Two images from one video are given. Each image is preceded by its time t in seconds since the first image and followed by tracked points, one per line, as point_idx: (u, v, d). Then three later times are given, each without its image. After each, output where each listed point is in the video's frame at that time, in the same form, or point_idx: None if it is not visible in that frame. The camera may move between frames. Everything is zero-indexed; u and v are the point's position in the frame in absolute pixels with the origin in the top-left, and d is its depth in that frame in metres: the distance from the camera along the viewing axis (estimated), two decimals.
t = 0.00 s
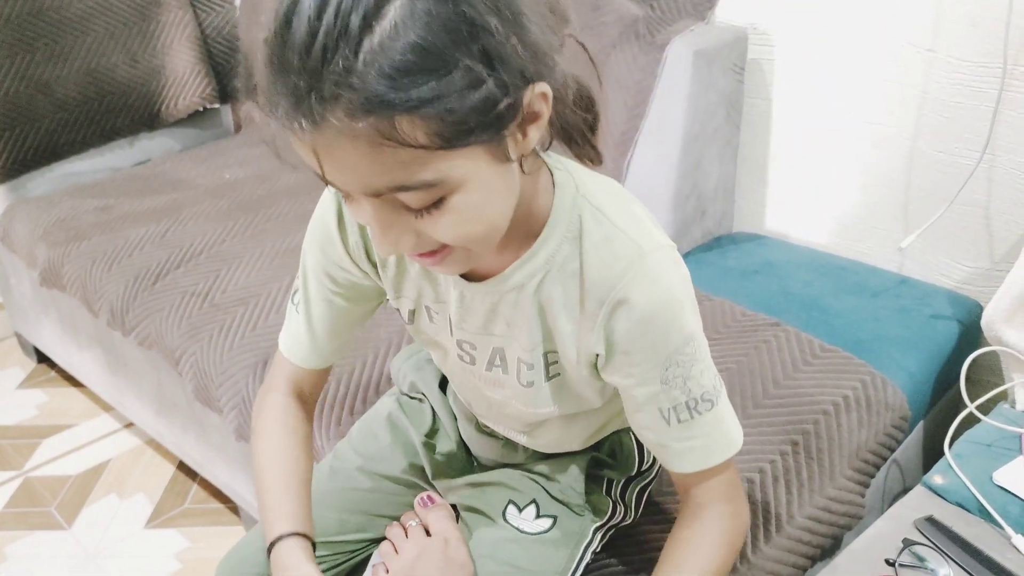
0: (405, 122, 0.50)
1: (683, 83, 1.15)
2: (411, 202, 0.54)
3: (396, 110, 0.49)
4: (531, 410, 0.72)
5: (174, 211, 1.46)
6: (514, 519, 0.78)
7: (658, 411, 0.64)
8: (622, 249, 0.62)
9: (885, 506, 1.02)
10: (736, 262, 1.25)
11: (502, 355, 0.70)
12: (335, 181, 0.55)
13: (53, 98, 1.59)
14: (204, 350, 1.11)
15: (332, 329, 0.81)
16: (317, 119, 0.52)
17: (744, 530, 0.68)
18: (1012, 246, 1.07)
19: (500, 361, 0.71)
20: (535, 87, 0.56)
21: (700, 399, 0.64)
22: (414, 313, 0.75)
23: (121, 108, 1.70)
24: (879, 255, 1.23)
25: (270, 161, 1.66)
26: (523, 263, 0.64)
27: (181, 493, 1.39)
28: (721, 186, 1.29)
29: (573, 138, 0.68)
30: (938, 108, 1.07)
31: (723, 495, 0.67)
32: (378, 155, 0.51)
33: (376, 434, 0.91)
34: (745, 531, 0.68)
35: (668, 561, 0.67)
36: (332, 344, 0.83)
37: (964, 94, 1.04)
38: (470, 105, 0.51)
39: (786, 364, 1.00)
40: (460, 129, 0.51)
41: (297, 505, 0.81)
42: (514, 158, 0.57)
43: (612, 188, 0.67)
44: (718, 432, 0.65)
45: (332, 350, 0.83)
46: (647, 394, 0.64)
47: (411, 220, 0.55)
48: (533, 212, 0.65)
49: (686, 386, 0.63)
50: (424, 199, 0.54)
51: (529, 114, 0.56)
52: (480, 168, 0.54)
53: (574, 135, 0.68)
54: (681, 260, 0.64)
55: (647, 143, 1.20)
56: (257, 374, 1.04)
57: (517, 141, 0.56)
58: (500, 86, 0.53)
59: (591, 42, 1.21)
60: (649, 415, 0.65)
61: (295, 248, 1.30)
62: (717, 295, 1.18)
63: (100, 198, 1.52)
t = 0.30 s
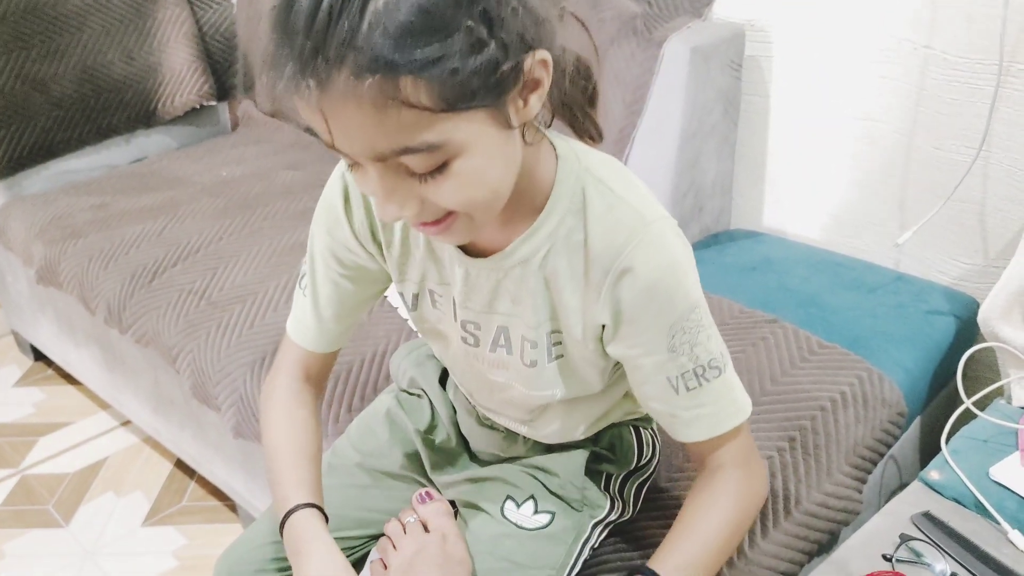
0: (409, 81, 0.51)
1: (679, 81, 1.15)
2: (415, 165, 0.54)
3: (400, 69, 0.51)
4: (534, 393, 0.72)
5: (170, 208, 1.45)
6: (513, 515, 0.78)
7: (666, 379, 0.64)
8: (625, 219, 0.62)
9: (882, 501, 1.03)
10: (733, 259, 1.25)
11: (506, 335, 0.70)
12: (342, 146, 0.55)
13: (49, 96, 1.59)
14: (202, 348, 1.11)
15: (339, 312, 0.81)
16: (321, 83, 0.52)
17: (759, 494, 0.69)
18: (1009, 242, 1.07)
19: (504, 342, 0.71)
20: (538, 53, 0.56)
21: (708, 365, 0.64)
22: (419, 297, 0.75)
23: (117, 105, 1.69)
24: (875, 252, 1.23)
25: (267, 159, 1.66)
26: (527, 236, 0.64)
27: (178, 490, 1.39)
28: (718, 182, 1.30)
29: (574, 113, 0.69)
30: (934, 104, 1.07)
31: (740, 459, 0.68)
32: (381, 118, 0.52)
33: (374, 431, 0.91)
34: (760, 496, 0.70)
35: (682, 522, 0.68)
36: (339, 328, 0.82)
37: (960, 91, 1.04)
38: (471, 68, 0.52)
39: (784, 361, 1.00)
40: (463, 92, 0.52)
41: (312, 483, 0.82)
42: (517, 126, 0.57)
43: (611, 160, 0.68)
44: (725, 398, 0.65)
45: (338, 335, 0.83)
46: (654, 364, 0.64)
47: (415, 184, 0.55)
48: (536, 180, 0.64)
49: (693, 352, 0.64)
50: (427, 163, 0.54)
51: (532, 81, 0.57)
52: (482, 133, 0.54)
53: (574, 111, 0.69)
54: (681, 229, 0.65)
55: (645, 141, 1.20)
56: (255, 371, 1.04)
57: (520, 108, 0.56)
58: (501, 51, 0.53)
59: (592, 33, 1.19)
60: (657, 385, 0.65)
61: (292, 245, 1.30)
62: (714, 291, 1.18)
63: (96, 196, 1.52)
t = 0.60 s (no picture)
0: (457, 59, 0.52)
1: (674, 79, 1.15)
2: (449, 144, 0.55)
3: (450, 46, 0.51)
4: (529, 382, 0.72)
5: (165, 207, 1.45)
6: (508, 512, 0.77)
7: (662, 359, 0.64)
8: (619, 201, 0.62)
9: (877, 497, 1.03)
10: (728, 257, 1.25)
11: (502, 321, 0.70)
12: (373, 129, 0.55)
13: (43, 95, 1.59)
14: (197, 347, 1.10)
15: (339, 304, 0.81)
16: (365, 60, 0.52)
17: (753, 472, 0.69)
18: (1003, 239, 1.08)
19: (501, 329, 0.71)
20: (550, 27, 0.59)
21: (704, 346, 0.64)
22: (416, 288, 0.76)
23: (111, 104, 1.69)
24: (868, 249, 1.24)
25: (262, 158, 1.66)
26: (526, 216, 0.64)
27: (174, 489, 1.39)
28: (713, 180, 1.30)
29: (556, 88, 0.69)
30: (928, 101, 1.07)
31: (733, 440, 0.68)
32: (429, 94, 0.52)
33: (370, 430, 0.91)
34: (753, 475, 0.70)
35: (675, 498, 0.69)
36: (339, 320, 0.82)
37: (955, 88, 1.04)
38: (507, 40, 0.54)
39: (777, 358, 1.01)
40: (501, 65, 0.54)
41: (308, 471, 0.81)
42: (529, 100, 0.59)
43: (603, 144, 0.68)
44: (720, 379, 0.65)
45: (338, 326, 0.83)
46: (649, 344, 0.64)
47: (446, 164, 0.56)
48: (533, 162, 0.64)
49: (688, 333, 0.64)
50: (461, 142, 0.55)
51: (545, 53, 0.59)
52: (510, 109, 0.56)
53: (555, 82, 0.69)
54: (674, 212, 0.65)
55: (640, 139, 1.20)
56: (249, 370, 1.04)
57: (533, 82, 0.59)
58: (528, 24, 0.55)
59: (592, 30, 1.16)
60: (653, 365, 0.65)
61: (287, 244, 1.30)
62: (708, 289, 1.18)
63: (90, 196, 1.51)
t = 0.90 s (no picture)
0: (465, 59, 0.52)
1: (666, 79, 1.15)
2: (452, 146, 0.55)
3: (459, 46, 0.51)
4: (523, 381, 0.72)
5: (156, 209, 1.45)
6: (502, 514, 0.77)
7: (654, 360, 0.64)
8: (611, 203, 0.62)
9: (869, 496, 1.03)
10: (719, 257, 1.25)
11: (495, 324, 0.70)
12: (377, 130, 0.55)
13: (33, 96, 1.58)
14: (188, 349, 1.10)
15: (330, 306, 0.81)
16: (377, 59, 0.52)
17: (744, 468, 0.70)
18: (994, 237, 1.08)
19: (493, 331, 0.71)
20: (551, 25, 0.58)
21: (695, 347, 0.65)
22: (407, 290, 0.75)
23: (101, 105, 1.69)
24: (860, 248, 1.24)
25: (253, 159, 1.66)
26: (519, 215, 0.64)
27: (167, 492, 1.39)
28: (705, 180, 1.30)
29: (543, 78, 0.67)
30: (919, 100, 1.07)
31: (723, 436, 0.68)
32: (438, 94, 0.52)
33: (363, 432, 0.91)
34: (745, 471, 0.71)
35: (673, 506, 0.69)
36: (331, 322, 0.82)
37: (945, 87, 1.04)
38: (517, 38, 0.53)
39: (770, 358, 1.01)
40: (509, 63, 0.54)
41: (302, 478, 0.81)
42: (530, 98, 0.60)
43: (595, 145, 0.68)
44: (712, 380, 0.65)
45: (330, 329, 0.82)
46: (642, 344, 0.64)
47: (448, 166, 0.56)
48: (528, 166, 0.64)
49: (680, 334, 0.64)
50: (464, 144, 0.55)
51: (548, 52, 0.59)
52: (512, 111, 0.56)
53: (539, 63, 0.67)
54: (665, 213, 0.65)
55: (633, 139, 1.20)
56: (241, 373, 1.04)
57: (532, 83, 0.59)
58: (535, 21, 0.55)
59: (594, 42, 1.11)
60: (646, 366, 0.65)
61: (278, 246, 1.30)
62: (701, 289, 1.18)
63: (81, 198, 1.51)
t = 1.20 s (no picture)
0: (448, 92, 0.51)
1: (656, 80, 1.15)
2: (432, 173, 0.55)
3: (443, 79, 0.51)
4: (511, 393, 0.72)
5: (147, 213, 1.44)
6: (494, 519, 0.77)
7: (641, 372, 0.64)
8: (598, 216, 0.62)
9: (861, 497, 1.03)
10: (710, 259, 1.25)
11: (481, 336, 0.70)
12: (356, 152, 0.55)
13: (22, 100, 1.57)
14: (179, 354, 1.10)
15: (315, 316, 0.80)
16: (360, 86, 0.52)
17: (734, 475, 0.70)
18: (984, 237, 1.08)
19: (479, 343, 0.71)
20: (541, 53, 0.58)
21: (682, 360, 0.64)
22: (393, 300, 0.75)
23: (92, 109, 1.68)
24: (851, 249, 1.24)
25: (244, 163, 1.65)
26: (503, 231, 0.64)
27: (159, 497, 1.38)
28: (696, 181, 1.30)
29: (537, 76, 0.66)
30: (909, 101, 1.07)
31: (711, 445, 0.69)
32: (417, 126, 0.52)
33: (354, 437, 0.91)
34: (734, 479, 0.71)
35: (663, 515, 0.69)
36: (314, 332, 0.82)
37: (935, 88, 1.04)
38: (502, 75, 0.53)
39: (761, 360, 1.01)
40: (493, 97, 0.53)
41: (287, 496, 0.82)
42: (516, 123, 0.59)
43: (582, 155, 0.67)
44: (698, 393, 0.65)
45: (314, 340, 0.82)
46: (629, 357, 0.64)
47: (427, 192, 0.56)
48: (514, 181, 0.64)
49: (667, 347, 0.64)
50: (444, 172, 0.55)
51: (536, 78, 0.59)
52: (496, 141, 0.56)
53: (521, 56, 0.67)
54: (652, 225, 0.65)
55: (624, 140, 1.20)
56: (232, 378, 1.04)
57: (519, 111, 0.58)
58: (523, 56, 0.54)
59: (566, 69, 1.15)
60: (632, 379, 0.65)
61: (269, 250, 1.29)
62: (692, 291, 1.18)
63: (71, 202, 1.50)
